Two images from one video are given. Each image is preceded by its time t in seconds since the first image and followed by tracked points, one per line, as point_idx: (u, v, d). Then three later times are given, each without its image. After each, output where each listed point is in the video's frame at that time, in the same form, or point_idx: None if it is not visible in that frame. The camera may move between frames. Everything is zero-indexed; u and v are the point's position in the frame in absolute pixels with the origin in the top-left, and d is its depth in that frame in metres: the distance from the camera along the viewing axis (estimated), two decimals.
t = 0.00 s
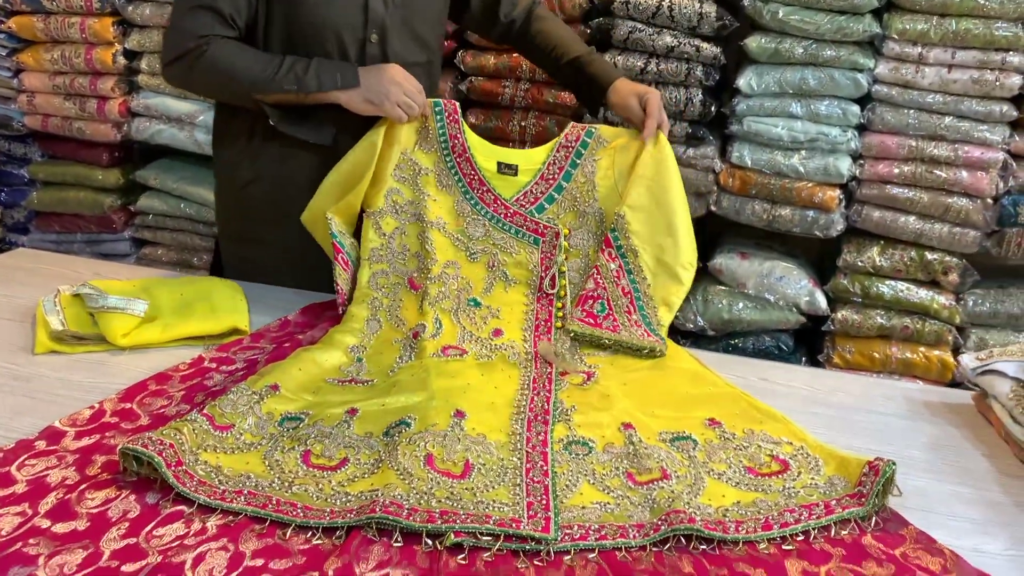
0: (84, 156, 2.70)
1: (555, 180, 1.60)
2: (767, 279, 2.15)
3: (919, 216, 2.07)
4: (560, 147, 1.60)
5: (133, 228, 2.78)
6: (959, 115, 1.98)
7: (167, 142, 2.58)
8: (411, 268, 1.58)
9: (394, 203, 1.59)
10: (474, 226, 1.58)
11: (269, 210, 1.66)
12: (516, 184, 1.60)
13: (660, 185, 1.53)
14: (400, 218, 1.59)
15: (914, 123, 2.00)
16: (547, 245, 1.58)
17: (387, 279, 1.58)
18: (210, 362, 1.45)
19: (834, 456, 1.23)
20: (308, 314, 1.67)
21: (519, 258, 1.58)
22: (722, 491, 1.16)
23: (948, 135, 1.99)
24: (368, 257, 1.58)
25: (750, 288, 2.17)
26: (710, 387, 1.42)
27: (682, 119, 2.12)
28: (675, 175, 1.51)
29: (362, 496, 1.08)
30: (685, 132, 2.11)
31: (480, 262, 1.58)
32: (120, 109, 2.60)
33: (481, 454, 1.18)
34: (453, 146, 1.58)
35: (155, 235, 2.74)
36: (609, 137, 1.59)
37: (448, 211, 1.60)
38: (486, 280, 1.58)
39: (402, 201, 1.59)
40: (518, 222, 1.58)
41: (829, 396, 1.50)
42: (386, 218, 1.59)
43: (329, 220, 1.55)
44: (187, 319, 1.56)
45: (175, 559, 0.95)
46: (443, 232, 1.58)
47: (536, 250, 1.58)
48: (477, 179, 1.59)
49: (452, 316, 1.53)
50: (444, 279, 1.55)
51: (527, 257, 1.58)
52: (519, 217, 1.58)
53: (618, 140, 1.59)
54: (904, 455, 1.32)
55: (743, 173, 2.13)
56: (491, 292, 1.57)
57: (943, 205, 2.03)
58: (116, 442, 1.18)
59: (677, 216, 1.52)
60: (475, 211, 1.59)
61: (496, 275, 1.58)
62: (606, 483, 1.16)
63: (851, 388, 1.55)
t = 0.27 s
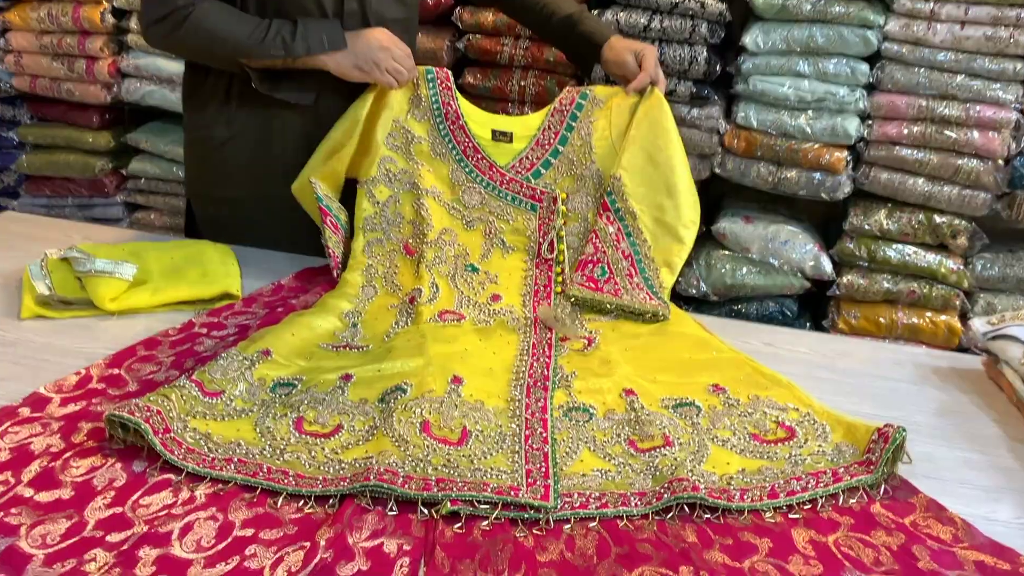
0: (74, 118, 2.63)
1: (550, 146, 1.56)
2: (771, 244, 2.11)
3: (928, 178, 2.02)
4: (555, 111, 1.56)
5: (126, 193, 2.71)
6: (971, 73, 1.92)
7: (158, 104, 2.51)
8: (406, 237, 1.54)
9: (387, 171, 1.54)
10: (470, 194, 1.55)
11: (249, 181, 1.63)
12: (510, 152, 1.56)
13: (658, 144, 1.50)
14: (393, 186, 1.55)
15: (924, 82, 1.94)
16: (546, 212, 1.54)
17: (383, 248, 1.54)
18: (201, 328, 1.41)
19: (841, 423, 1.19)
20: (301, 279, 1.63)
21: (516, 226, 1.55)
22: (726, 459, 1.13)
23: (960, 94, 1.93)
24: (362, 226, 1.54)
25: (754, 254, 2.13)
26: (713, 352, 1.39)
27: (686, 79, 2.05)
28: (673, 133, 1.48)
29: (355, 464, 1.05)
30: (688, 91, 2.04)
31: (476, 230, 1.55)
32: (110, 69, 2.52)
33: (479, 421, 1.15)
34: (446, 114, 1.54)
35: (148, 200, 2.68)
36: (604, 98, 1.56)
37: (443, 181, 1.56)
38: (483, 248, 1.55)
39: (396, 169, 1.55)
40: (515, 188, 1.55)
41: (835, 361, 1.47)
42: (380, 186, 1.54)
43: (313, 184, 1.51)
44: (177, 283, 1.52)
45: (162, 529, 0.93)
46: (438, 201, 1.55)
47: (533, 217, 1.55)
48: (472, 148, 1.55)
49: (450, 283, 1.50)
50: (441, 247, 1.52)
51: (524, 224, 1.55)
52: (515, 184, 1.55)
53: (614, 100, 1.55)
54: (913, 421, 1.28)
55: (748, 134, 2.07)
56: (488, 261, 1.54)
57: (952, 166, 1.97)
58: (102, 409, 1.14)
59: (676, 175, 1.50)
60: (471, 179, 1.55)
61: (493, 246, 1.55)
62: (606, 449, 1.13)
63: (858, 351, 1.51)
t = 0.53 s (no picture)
0: (51, 56, 2.40)
1: (553, 83, 1.43)
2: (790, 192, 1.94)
3: (959, 120, 1.86)
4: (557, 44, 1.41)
5: (111, 137, 2.50)
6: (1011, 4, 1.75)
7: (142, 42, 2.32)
8: (395, 180, 1.43)
9: (376, 107, 1.42)
10: (467, 134, 1.43)
11: (233, 122, 1.62)
12: (511, 90, 1.43)
13: (668, 78, 1.37)
14: (385, 122, 1.42)
15: (959, 15, 1.77)
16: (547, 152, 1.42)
17: (373, 190, 1.42)
18: (178, 281, 1.31)
19: (872, 385, 1.10)
20: (288, 228, 1.52)
21: (516, 169, 1.43)
22: (747, 425, 1.03)
23: (998, 28, 1.76)
24: (351, 167, 1.43)
25: (772, 202, 1.97)
26: (731, 308, 1.29)
27: (701, 12, 1.84)
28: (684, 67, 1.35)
29: (340, 431, 0.95)
30: (704, 25, 1.84)
31: (474, 173, 1.43)
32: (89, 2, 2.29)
33: (476, 383, 1.05)
34: (440, 46, 1.41)
35: (134, 144, 2.52)
36: (610, 28, 1.40)
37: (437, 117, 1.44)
38: (482, 193, 1.43)
39: (386, 104, 1.42)
40: (514, 129, 1.42)
41: (861, 315, 1.37)
42: (369, 123, 1.42)
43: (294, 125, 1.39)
44: (155, 231, 1.42)
45: (125, 505, 0.84)
46: (432, 141, 1.43)
47: (535, 159, 1.43)
48: (468, 84, 1.42)
49: (447, 232, 1.39)
50: (437, 194, 1.41)
51: (525, 166, 1.43)
52: (515, 123, 1.42)
53: (620, 29, 1.40)
54: (948, 382, 1.18)
55: (768, 73, 1.88)
56: (487, 207, 1.43)
57: (985, 107, 1.82)
58: (66, 370, 1.05)
59: (688, 111, 1.38)
60: (467, 118, 1.43)
61: (492, 190, 1.43)
62: (616, 414, 1.03)
63: (885, 305, 1.41)
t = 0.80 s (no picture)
0: None
1: (565, 19, 1.23)
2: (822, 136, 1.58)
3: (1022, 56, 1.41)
4: None
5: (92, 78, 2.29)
6: None
7: None
8: (392, 133, 1.28)
9: (369, 55, 1.26)
10: (467, 81, 1.26)
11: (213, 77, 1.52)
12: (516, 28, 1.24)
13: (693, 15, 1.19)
14: (378, 73, 1.26)
15: None
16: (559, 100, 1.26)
17: (368, 149, 1.28)
18: (148, 246, 1.17)
19: (930, 371, 0.96)
20: (272, 184, 1.37)
21: (524, 118, 1.27)
22: (787, 420, 0.90)
23: None
24: (341, 122, 1.27)
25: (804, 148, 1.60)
26: (766, 277, 1.15)
27: None
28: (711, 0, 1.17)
29: (319, 430, 0.83)
30: None
31: (477, 126, 1.28)
32: None
33: (477, 372, 0.92)
34: None
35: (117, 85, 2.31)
36: None
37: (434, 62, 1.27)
38: (486, 146, 1.28)
39: (378, 52, 1.26)
40: (522, 73, 1.25)
41: (911, 286, 1.22)
42: (361, 75, 1.26)
43: (267, 73, 1.24)
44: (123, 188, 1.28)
45: (66, 522, 0.72)
46: (430, 90, 1.27)
47: (545, 108, 1.27)
48: (468, 24, 1.23)
49: (446, 190, 1.25)
50: (437, 148, 1.26)
51: (534, 116, 1.27)
52: (522, 67, 1.25)
53: None
54: (1012, 366, 1.04)
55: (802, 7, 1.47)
56: (491, 163, 1.27)
57: None
58: (13, 353, 0.92)
59: (715, 52, 1.20)
60: (468, 64, 1.26)
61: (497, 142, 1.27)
62: (637, 407, 0.90)
63: (937, 274, 1.26)
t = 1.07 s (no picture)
0: None
1: None
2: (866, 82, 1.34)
3: None
4: None
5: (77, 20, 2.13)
6: None
7: None
8: (394, 88, 1.16)
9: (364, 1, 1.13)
10: (474, 27, 1.13)
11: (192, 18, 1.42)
12: None
13: None
14: (376, 20, 1.14)
15: None
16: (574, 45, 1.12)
17: (367, 107, 1.16)
18: (123, 210, 1.07)
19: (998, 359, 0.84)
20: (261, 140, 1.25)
21: (537, 66, 1.13)
22: (835, 420, 0.79)
23: None
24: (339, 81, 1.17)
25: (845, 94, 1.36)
26: (809, 245, 1.02)
27: None
28: None
29: (302, 432, 0.73)
30: None
31: (485, 77, 1.15)
32: None
33: (482, 363, 0.81)
34: None
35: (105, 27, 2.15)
36: None
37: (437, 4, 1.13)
38: (495, 98, 1.14)
39: None
40: (533, 18, 1.12)
41: (970, 255, 1.09)
42: (357, 26, 1.14)
43: (242, 20, 1.11)
44: (93, 142, 1.17)
45: (10, 542, 0.63)
46: (433, 39, 1.14)
47: (560, 56, 1.13)
48: None
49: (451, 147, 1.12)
50: (441, 102, 1.13)
51: (548, 64, 1.13)
52: (533, 11, 1.11)
53: None
54: None
55: None
56: (501, 116, 1.14)
57: None
58: None
59: None
60: (473, 8, 1.12)
61: (507, 93, 1.14)
62: (664, 403, 0.79)
63: (999, 240, 1.13)
